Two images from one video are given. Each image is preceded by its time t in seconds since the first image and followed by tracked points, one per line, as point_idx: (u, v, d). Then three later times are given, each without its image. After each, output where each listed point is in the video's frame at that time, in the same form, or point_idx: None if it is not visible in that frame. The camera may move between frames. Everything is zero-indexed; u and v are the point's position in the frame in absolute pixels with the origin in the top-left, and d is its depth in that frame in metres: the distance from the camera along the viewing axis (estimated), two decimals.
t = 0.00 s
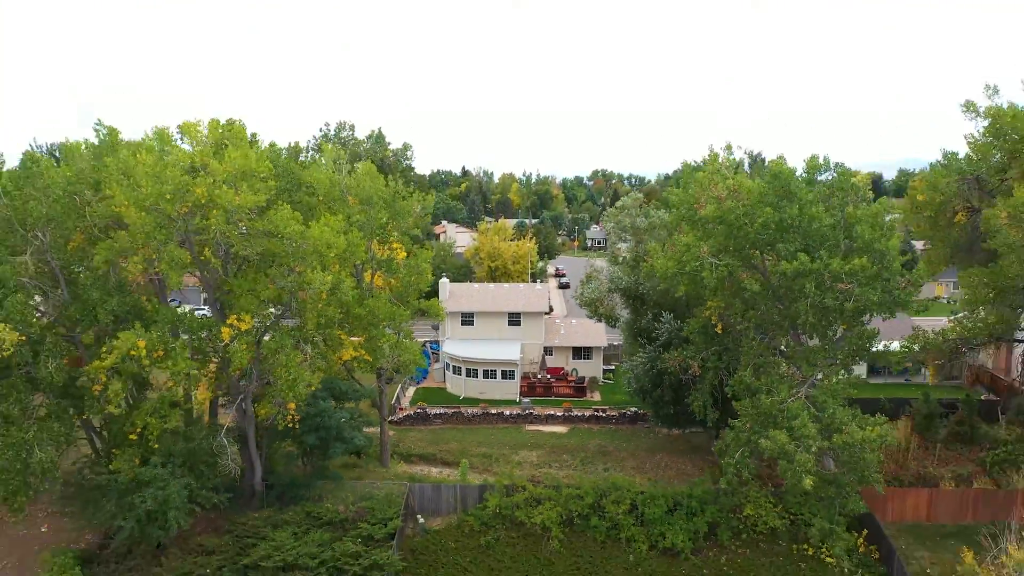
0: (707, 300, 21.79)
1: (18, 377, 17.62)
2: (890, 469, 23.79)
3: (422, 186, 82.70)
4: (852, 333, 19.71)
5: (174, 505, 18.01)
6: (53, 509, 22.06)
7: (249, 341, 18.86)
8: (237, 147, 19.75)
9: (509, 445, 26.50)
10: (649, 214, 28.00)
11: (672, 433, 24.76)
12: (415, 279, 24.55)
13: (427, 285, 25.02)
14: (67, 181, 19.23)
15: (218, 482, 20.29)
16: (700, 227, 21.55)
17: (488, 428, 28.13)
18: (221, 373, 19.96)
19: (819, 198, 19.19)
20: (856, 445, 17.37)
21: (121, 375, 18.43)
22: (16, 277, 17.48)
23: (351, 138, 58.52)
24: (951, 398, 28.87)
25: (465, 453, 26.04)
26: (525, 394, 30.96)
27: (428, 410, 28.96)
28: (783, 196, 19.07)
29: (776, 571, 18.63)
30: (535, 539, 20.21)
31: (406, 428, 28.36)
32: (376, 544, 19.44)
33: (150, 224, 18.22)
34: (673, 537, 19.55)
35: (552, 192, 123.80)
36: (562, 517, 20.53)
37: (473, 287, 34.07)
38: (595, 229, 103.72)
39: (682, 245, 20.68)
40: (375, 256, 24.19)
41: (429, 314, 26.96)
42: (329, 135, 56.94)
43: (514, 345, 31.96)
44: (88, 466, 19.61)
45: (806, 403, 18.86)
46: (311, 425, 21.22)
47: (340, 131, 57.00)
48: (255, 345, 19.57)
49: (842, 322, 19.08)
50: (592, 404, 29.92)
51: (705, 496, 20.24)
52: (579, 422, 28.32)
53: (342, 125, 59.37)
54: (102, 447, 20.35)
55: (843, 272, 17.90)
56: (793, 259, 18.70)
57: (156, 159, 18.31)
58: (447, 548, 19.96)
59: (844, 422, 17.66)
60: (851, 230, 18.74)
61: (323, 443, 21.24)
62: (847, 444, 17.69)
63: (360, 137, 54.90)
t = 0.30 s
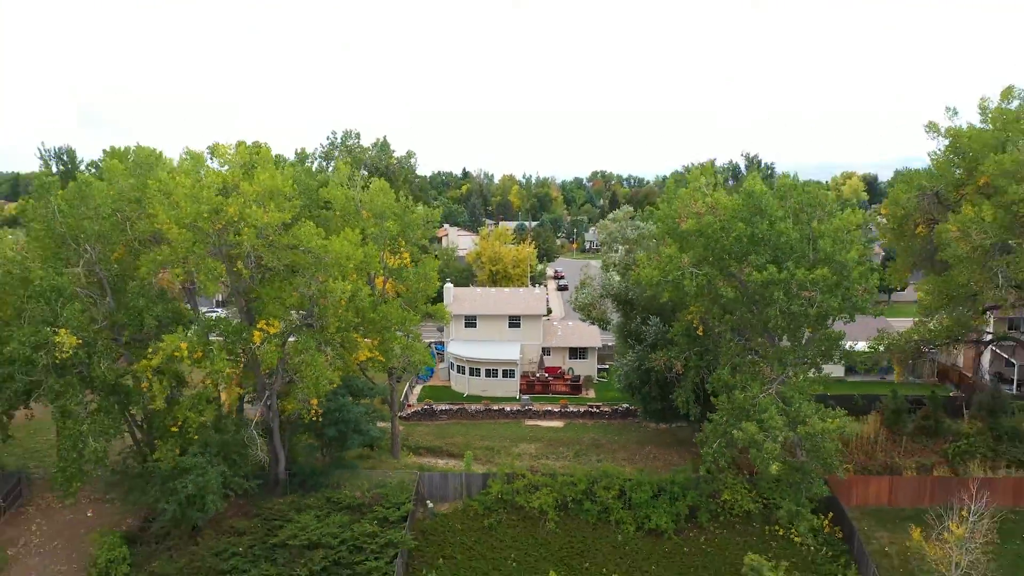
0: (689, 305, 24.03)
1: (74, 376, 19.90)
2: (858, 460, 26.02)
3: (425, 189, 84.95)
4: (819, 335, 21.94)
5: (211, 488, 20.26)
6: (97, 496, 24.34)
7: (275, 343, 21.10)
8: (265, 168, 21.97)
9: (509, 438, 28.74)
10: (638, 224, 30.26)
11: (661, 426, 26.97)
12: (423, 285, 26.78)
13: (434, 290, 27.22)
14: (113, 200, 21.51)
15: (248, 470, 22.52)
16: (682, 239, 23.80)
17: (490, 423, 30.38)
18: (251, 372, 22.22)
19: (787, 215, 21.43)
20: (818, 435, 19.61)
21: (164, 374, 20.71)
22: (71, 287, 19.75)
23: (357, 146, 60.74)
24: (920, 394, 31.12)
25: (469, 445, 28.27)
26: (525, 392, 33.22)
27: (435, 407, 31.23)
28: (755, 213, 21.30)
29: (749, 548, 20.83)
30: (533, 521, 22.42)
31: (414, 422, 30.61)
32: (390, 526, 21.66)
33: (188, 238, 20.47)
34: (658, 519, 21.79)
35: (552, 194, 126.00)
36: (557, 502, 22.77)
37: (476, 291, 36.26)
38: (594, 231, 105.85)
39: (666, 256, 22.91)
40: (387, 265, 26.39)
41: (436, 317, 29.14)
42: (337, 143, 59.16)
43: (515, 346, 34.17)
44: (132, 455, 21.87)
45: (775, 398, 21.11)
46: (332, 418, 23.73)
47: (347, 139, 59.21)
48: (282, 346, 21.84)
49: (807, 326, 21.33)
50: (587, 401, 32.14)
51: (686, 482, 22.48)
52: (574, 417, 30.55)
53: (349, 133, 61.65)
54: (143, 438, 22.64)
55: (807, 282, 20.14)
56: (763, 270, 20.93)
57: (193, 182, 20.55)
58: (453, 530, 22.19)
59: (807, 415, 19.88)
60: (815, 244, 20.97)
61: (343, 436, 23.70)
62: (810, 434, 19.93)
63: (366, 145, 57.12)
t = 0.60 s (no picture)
0: (673, 315, 26.29)
1: (118, 381, 22.15)
2: (831, 456, 28.28)
3: (426, 195, 87.17)
4: (790, 344, 24.19)
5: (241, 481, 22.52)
6: (132, 490, 26.61)
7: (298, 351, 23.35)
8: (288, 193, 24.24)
9: (509, 437, 30.98)
10: (628, 239, 32.50)
11: (650, 426, 29.22)
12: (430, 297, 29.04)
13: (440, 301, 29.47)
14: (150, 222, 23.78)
15: (272, 467, 24.78)
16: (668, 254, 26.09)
17: (491, 423, 32.63)
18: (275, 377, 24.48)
19: (760, 235, 23.70)
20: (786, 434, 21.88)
21: (197, 380, 22.96)
22: (116, 301, 22.01)
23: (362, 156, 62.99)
24: (892, 396, 33.36)
25: (472, 443, 30.52)
26: (523, 394, 35.47)
27: (439, 408, 33.46)
28: (731, 234, 23.56)
29: (726, 536, 23.07)
30: (531, 512, 24.67)
31: (421, 423, 32.85)
32: (401, 516, 23.90)
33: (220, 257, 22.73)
34: (644, 510, 24.04)
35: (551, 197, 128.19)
36: (553, 495, 25.02)
37: (477, 299, 38.49)
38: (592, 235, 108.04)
39: (651, 271, 25.16)
40: (397, 278, 28.64)
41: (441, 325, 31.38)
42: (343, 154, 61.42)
43: (514, 351, 36.41)
44: (167, 453, 24.13)
45: (750, 400, 23.35)
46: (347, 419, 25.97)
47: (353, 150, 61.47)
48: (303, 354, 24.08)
49: (778, 335, 23.56)
50: (582, 402, 34.38)
51: (669, 477, 24.73)
52: (570, 417, 32.79)
53: (354, 143, 63.92)
54: (177, 437, 24.90)
55: (777, 296, 22.39)
56: (738, 285, 23.19)
57: (224, 206, 22.81)
58: (459, 520, 24.43)
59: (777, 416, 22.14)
60: (785, 262, 23.23)
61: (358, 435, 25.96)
62: (779, 433, 22.19)
63: (370, 156, 59.34)
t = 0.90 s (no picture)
0: (660, 322, 28.44)
1: (152, 383, 24.30)
2: (808, 452, 30.46)
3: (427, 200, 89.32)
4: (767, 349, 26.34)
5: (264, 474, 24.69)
6: (160, 483, 28.77)
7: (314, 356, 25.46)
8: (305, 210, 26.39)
9: (509, 435, 33.15)
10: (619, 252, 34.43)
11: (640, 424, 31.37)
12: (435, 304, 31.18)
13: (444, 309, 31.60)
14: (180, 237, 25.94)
15: (291, 461, 26.95)
16: (656, 265, 28.28)
17: (492, 421, 34.79)
18: (293, 378, 26.61)
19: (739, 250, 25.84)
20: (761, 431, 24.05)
21: (224, 382, 25.11)
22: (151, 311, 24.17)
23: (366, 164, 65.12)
24: (868, 397, 35.52)
25: (474, 441, 32.69)
26: (522, 394, 37.63)
27: (443, 408, 35.63)
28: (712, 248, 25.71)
29: (707, 524, 25.25)
30: (529, 503, 26.83)
31: (426, 421, 35.01)
32: (410, 507, 26.06)
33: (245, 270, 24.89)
34: (632, 501, 26.22)
35: (549, 200, 130.32)
36: (549, 487, 27.18)
37: (479, 304, 40.63)
38: (590, 238, 110.18)
39: (639, 282, 27.31)
40: (405, 287, 30.78)
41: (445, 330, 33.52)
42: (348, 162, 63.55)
43: (513, 354, 38.56)
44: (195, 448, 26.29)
45: (729, 401, 25.50)
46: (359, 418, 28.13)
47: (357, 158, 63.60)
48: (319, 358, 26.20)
49: (755, 341, 25.71)
50: (577, 403, 36.54)
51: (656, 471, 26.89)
52: (566, 416, 34.96)
53: (359, 151, 66.06)
54: (203, 434, 27.06)
55: (754, 305, 24.53)
56: (718, 296, 25.34)
57: (248, 222, 24.95)
58: (462, 511, 26.60)
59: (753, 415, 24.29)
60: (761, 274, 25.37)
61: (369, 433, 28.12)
62: (755, 431, 24.34)
63: (375, 164, 61.46)
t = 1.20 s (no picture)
0: (650, 328, 30.70)
1: (184, 386, 26.56)
2: (788, 449, 32.70)
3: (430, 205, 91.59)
4: (748, 355, 28.65)
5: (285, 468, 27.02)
6: (186, 478, 31.02)
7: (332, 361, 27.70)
8: (322, 227, 28.64)
9: (510, 433, 35.41)
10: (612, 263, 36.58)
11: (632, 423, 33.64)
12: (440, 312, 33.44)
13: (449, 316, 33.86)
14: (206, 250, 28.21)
15: (309, 457, 29.24)
16: (646, 276, 30.55)
17: (494, 420, 37.06)
18: (310, 380, 28.85)
19: (721, 263, 28.09)
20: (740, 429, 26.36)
21: (248, 384, 27.37)
22: (182, 319, 26.42)
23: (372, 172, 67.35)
24: (848, 398, 37.76)
25: (477, 438, 34.95)
26: (522, 395, 39.92)
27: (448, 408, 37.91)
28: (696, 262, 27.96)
29: (691, 515, 27.50)
30: (528, 496, 29.09)
31: (431, 420, 37.27)
32: (419, 499, 28.33)
33: (268, 283, 27.15)
34: (623, 494, 28.48)
35: (550, 203, 132.46)
36: (547, 481, 29.44)
37: (481, 310, 42.87)
38: (588, 241, 112.41)
39: (630, 292, 29.58)
40: (413, 295, 33.04)
41: (449, 335, 35.71)
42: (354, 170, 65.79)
43: (514, 357, 40.80)
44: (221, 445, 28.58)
45: (713, 402, 27.75)
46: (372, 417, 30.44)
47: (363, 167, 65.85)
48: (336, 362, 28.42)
49: (737, 347, 27.94)
50: (574, 403, 38.81)
51: (645, 466, 29.17)
52: (564, 415, 37.23)
53: (364, 160, 68.30)
54: (227, 432, 29.31)
55: (734, 313, 26.76)
56: (702, 306, 27.60)
57: (270, 238, 27.22)
58: (467, 503, 28.86)
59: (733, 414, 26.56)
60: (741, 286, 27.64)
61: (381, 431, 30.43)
62: (734, 429, 26.59)
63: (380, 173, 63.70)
